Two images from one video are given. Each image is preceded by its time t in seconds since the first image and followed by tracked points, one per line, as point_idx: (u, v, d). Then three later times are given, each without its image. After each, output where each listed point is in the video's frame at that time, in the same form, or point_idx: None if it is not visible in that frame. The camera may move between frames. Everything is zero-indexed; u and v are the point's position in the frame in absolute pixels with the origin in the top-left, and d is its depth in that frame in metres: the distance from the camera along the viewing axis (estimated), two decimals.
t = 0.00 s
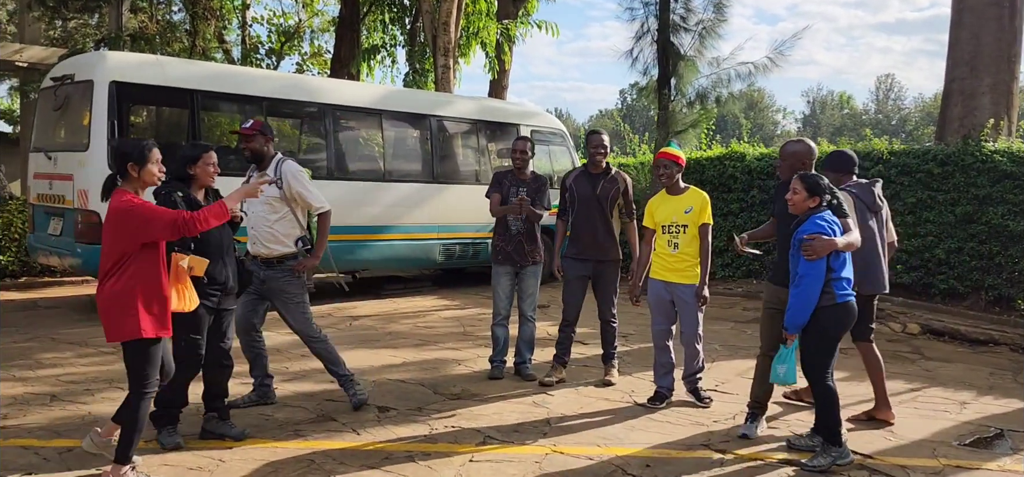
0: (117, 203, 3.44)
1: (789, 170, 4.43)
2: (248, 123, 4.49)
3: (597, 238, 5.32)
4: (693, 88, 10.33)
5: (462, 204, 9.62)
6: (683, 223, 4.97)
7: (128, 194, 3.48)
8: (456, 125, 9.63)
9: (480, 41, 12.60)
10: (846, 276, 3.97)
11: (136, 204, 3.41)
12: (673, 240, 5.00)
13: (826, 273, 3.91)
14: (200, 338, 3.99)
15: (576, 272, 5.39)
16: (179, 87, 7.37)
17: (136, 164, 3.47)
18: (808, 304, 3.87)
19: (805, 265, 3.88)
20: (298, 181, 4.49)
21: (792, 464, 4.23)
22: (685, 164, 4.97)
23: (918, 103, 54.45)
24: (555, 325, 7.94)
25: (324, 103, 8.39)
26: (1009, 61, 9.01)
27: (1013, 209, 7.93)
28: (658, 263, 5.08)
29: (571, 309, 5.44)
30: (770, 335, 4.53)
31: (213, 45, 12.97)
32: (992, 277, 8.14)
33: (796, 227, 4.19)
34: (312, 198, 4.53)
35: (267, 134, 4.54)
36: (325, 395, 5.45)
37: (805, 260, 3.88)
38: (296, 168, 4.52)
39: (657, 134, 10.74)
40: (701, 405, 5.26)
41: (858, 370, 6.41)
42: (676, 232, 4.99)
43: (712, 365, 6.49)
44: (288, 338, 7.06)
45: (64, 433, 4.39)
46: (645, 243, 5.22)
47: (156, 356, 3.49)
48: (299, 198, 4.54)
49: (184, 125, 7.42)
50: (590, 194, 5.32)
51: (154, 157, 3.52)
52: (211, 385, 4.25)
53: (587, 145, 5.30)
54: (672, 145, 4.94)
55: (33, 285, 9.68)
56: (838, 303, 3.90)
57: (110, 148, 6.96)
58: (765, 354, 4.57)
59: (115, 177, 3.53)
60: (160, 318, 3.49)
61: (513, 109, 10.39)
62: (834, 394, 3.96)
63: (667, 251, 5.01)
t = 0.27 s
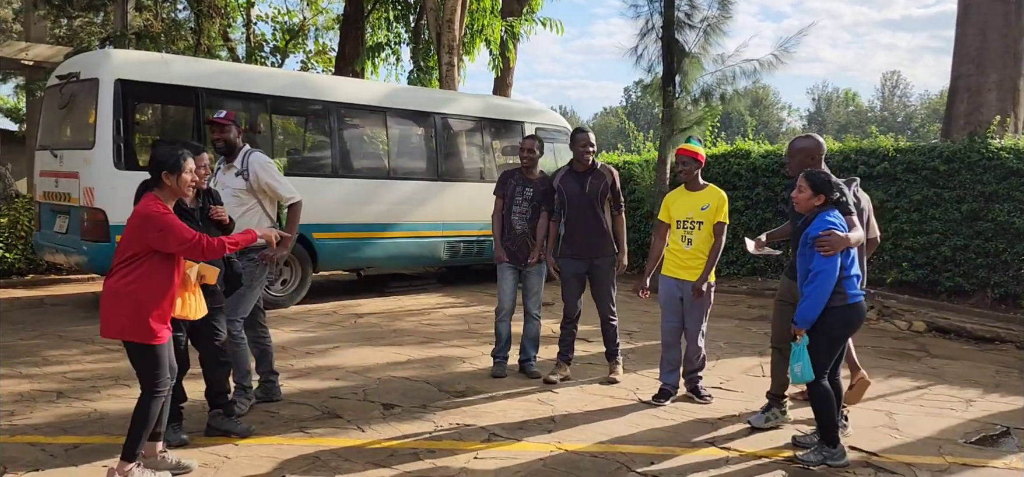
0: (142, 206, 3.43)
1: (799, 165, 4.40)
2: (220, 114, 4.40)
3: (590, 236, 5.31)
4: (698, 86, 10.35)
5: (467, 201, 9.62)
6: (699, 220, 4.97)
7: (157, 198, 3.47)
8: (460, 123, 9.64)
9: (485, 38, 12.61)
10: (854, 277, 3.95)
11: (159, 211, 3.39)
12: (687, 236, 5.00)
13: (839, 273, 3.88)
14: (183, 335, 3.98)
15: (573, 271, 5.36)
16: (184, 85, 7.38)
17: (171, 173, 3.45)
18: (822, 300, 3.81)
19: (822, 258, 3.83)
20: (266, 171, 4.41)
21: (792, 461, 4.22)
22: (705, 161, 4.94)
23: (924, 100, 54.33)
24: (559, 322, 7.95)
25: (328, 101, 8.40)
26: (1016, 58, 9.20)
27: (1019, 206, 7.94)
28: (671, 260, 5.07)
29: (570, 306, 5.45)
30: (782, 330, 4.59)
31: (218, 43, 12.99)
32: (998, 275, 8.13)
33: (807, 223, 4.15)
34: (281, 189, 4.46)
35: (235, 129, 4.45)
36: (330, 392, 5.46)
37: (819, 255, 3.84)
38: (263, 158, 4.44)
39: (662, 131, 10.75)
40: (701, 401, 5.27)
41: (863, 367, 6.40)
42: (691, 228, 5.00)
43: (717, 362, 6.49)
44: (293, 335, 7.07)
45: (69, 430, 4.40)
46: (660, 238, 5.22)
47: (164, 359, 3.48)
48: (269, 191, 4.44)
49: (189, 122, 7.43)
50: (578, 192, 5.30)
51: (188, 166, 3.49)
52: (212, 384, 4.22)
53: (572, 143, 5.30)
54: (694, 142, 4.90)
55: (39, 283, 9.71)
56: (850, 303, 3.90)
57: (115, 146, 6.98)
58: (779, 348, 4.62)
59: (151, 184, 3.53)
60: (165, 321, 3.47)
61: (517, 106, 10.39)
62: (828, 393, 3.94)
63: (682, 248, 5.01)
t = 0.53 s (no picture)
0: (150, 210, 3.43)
1: (799, 164, 4.40)
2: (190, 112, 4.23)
3: (590, 232, 5.31)
4: (703, 84, 10.30)
5: (471, 199, 9.63)
6: (712, 219, 4.97)
7: (166, 199, 3.45)
8: (465, 121, 9.64)
9: (490, 36, 12.60)
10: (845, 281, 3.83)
11: (160, 218, 3.35)
12: (701, 235, 4.99)
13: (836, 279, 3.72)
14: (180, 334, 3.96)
15: (577, 269, 5.38)
16: (190, 84, 7.39)
17: (180, 172, 3.48)
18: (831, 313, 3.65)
19: (820, 264, 3.64)
20: (231, 181, 4.31)
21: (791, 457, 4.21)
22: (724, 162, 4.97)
23: (930, 98, 54.15)
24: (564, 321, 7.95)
25: (334, 99, 8.41)
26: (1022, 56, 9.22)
27: None
28: (682, 258, 5.07)
29: (575, 305, 5.46)
30: (784, 329, 4.59)
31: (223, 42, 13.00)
32: (1004, 273, 8.11)
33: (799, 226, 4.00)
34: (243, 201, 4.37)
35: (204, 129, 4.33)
36: (336, 389, 5.48)
37: (815, 263, 3.67)
38: (229, 165, 4.33)
39: (668, 129, 10.74)
40: (705, 399, 5.27)
41: (869, 366, 6.39)
42: (705, 227, 4.99)
43: (722, 361, 6.49)
44: (299, 333, 7.09)
45: (77, 427, 4.43)
46: (673, 235, 5.17)
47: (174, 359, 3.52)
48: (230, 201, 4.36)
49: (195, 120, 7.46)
50: (574, 190, 5.32)
51: (198, 166, 3.54)
52: (215, 382, 4.22)
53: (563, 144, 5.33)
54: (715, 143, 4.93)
55: (47, 280, 9.76)
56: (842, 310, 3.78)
57: (122, 145, 7.00)
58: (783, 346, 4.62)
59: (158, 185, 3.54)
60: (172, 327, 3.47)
61: (522, 104, 10.38)
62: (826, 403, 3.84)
63: (695, 246, 5.00)
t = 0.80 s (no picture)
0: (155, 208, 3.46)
1: (787, 164, 4.48)
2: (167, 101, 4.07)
3: (596, 232, 5.32)
4: (708, 82, 10.28)
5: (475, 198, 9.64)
6: (721, 219, 4.98)
7: (170, 197, 3.46)
8: (470, 120, 9.64)
9: (494, 35, 12.60)
10: (847, 280, 3.77)
11: (157, 215, 3.36)
12: (709, 234, 4.98)
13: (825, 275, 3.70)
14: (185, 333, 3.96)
15: (584, 269, 5.38)
16: (195, 83, 7.42)
17: (183, 169, 3.50)
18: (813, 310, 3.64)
19: (808, 262, 3.65)
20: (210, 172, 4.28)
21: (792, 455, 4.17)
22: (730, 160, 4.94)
23: (936, 97, 54.01)
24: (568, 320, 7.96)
25: (338, 98, 8.42)
26: None
27: None
28: (690, 257, 5.07)
29: (581, 304, 5.47)
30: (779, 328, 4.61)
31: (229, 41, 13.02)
32: (1010, 272, 8.10)
33: (793, 224, 4.02)
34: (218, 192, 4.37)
35: (183, 118, 4.16)
36: (341, 388, 5.49)
37: (803, 260, 3.68)
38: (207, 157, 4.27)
39: (672, 128, 10.74)
40: (710, 399, 5.26)
41: (874, 365, 6.38)
42: (713, 226, 4.99)
43: (726, 360, 6.48)
44: (304, 331, 7.10)
45: (83, 425, 4.44)
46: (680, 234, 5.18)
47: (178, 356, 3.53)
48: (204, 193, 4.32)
49: (200, 119, 7.47)
50: (580, 189, 5.32)
51: (201, 164, 3.54)
52: (220, 379, 4.23)
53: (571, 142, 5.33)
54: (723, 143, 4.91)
55: (53, 279, 9.80)
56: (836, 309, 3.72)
57: (128, 143, 7.02)
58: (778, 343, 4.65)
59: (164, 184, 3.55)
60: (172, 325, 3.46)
61: (526, 102, 10.38)
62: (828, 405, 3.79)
63: (703, 246, 4.99)
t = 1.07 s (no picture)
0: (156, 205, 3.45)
1: (791, 164, 4.54)
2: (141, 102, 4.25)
3: (609, 232, 5.31)
4: (712, 82, 10.29)
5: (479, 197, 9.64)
6: (722, 217, 4.97)
7: (169, 194, 3.45)
8: (473, 119, 9.64)
9: (498, 35, 12.61)
10: (845, 278, 3.76)
11: (157, 212, 3.35)
12: (712, 233, 4.98)
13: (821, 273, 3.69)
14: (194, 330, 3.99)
15: (593, 269, 5.36)
16: (199, 82, 7.43)
17: (182, 166, 3.50)
18: (806, 306, 3.65)
19: (806, 259, 3.65)
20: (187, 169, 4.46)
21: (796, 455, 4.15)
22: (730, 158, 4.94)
23: (941, 97, 53.90)
24: (571, 319, 7.96)
25: (342, 97, 8.43)
26: None
27: None
28: (693, 257, 5.07)
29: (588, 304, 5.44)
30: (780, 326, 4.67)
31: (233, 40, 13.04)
32: (1015, 273, 8.09)
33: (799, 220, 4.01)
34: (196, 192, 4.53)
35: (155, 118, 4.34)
36: (344, 387, 5.50)
37: (801, 258, 3.68)
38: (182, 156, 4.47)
39: (676, 128, 10.75)
40: (714, 398, 5.26)
41: (878, 365, 6.37)
42: (715, 225, 4.99)
43: (730, 359, 6.47)
44: (307, 330, 7.11)
45: (88, 423, 4.46)
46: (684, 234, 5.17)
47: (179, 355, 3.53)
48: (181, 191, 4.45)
49: (205, 118, 7.49)
50: (597, 188, 5.31)
51: (200, 161, 3.56)
52: (228, 376, 4.24)
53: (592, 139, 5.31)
54: (722, 141, 4.91)
55: (58, 277, 9.83)
56: (832, 307, 3.70)
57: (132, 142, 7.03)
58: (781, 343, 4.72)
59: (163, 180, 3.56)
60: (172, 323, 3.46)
61: (530, 102, 10.39)
62: (828, 403, 3.77)
63: (706, 245, 4.99)
